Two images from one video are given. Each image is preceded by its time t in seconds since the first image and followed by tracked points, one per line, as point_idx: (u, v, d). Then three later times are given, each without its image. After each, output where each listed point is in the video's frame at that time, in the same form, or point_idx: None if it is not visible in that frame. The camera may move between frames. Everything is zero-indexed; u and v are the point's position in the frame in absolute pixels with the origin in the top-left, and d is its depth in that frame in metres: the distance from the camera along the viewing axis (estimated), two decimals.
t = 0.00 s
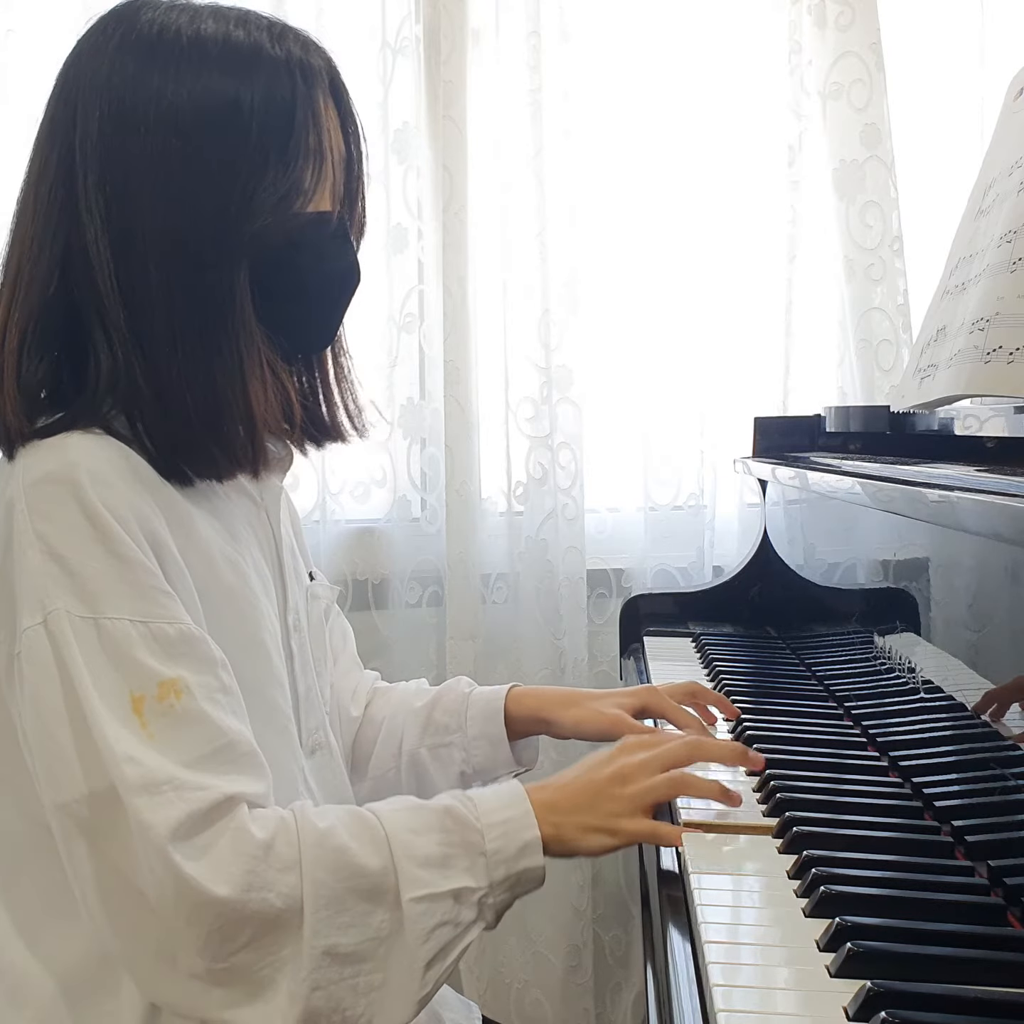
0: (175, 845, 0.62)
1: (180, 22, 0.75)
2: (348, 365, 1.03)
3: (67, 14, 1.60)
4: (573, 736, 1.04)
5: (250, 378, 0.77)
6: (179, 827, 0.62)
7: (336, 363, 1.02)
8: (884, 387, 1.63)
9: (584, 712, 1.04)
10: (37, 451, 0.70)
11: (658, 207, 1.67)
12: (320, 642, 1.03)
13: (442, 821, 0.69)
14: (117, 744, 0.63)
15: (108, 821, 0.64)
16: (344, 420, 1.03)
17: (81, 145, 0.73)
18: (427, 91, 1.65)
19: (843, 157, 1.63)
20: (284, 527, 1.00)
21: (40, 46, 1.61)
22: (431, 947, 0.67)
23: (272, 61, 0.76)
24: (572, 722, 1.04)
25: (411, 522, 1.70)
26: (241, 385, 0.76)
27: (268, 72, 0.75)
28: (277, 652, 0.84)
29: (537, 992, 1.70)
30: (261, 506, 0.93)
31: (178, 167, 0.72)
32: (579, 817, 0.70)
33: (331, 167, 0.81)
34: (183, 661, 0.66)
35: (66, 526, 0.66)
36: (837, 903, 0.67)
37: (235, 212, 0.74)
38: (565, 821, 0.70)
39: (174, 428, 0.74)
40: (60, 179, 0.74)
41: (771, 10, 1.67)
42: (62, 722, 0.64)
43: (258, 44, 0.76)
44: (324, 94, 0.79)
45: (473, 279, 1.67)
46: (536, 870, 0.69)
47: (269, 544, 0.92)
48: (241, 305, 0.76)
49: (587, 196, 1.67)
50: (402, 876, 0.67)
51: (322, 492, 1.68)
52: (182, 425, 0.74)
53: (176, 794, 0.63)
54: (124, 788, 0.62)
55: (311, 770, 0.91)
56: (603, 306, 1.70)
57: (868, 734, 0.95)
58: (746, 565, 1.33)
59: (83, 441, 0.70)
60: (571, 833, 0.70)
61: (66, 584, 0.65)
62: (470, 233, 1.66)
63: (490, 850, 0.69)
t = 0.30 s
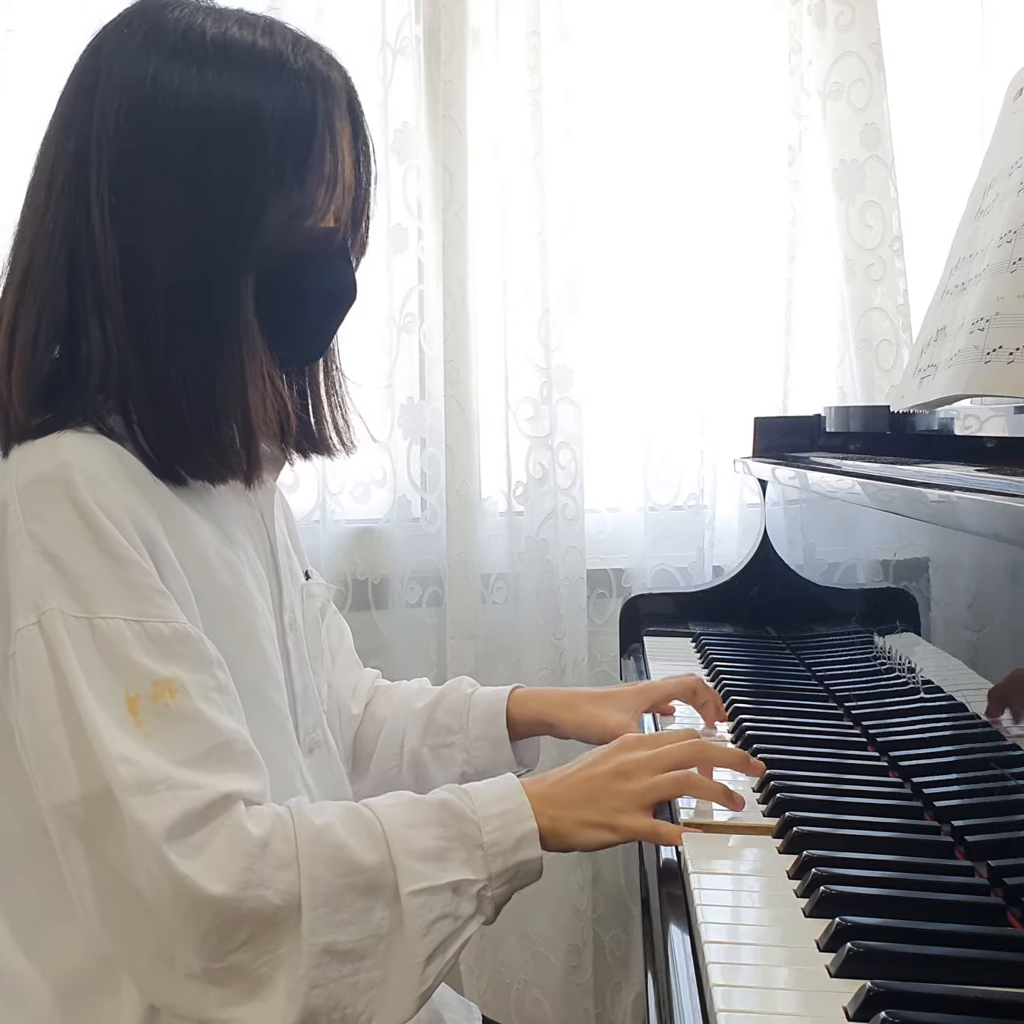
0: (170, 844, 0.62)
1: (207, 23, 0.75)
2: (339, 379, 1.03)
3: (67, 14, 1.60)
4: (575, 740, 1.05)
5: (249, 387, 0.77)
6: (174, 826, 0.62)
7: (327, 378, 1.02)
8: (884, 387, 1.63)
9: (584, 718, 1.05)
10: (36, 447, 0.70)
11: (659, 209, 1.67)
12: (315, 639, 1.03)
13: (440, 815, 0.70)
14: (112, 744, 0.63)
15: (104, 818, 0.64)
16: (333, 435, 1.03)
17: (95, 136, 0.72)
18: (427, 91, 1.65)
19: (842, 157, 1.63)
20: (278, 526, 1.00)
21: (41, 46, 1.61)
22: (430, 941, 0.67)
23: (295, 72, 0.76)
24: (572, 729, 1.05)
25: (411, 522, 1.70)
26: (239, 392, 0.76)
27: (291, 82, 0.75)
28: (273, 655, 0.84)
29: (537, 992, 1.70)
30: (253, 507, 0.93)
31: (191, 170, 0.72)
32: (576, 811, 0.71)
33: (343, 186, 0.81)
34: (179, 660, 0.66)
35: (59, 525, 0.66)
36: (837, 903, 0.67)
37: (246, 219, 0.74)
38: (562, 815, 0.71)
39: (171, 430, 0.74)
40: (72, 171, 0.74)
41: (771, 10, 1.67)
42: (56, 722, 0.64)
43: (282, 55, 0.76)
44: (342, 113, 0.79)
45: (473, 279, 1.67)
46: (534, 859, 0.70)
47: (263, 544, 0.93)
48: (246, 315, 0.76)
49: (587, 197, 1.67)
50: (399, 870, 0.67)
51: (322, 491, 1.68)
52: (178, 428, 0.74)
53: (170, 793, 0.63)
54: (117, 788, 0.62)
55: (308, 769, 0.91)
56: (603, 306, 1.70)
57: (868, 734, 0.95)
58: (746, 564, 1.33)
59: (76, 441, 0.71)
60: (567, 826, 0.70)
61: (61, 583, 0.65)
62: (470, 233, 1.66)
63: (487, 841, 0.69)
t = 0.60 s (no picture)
0: (167, 846, 0.62)
1: (216, 28, 0.76)
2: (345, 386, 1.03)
3: (67, 14, 1.60)
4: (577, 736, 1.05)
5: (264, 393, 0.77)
6: (173, 826, 0.62)
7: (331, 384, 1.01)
8: (884, 387, 1.63)
9: (586, 713, 1.05)
10: (38, 448, 0.70)
11: (660, 210, 1.67)
12: (314, 641, 1.03)
13: (440, 821, 0.70)
14: (110, 744, 0.63)
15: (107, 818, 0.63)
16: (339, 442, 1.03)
17: (103, 138, 0.72)
18: (427, 91, 1.65)
19: (843, 157, 1.63)
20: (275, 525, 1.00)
21: (41, 46, 1.61)
22: (428, 949, 0.67)
23: (303, 79, 0.76)
24: (575, 723, 1.05)
25: (411, 522, 1.70)
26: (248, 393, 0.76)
27: (299, 89, 0.76)
28: (272, 656, 0.84)
29: (537, 992, 1.70)
30: (253, 508, 0.93)
31: (199, 175, 0.72)
32: (576, 819, 0.72)
33: (352, 194, 0.81)
34: (176, 660, 0.66)
35: (56, 526, 0.66)
36: (837, 903, 0.67)
37: (254, 225, 0.74)
38: (563, 823, 0.71)
39: (177, 430, 0.74)
40: (78, 171, 0.74)
41: (771, 10, 1.67)
42: (54, 722, 0.64)
43: (291, 61, 0.76)
44: (350, 120, 0.79)
45: (473, 279, 1.67)
46: (533, 871, 0.69)
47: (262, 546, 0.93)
48: (256, 322, 0.76)
49: (588, 197, 1.67)
50: (399, 875, 0.67)
51: (322, 492, 1.68)
52: (182, 431, 0.74)
53: (167, 794, 0.63)
54: (113, 788, 0.62)
55: (308, 770, 0.91)
56: (604, 306, 1.70)
57: (868, 734, 0.95)
58: (746, 565, 1.33)
59: (75, 442, 0.71)
60: (568, 835, 0.71)
61: (58, 584, 0.65)
62: (470, 233, 1.66)
63: (488, 851, 0.69)
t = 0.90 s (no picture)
0: (117, 871, 0.60)
1: (214, 30, 0.76)
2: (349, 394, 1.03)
3: (67, 14, 1.60)
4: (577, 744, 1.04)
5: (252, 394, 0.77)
6: (122, 851, 0.60)
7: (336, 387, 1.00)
8: (884, 387, 1.63)
9: (587, 723, 1.03)
10: (27, 453, 0.70)
11: (659, 211, 1.67)
12: (316, 648, 1.01)
13: (421, 853, 0.65)
14: (79, 758, 0.62)
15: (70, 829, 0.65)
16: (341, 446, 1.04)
17: (98, 141, 0.73)
18: (427, 91, 1.65)
19: (843, 157, 1.63)
20: (279, 531, 1.00)
21: (41, 46, 1.61)
22: (397, 990, 0.62)
23: (297, 79, 0.76)
24: (574, 733, 1.03)
25: (411, 522, 1.70)
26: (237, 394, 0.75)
27: (293, 88, 0.75)
28: (268, 662, 0.84)
29: (537, 992, 1.70)
30: (254, 515, 0.92)
31: (193, 176, 0.72)
32: (580, 858, 0.64)
33: (349, 195, 0.81)
34: (158, 673, 0.65)
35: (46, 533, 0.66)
36: (837, 903, 0.67)
37: (248, 226, 0.74)
38: (563, 860, 0.64)
39: (167, 431, 0.73)
40: (74, 173, 0.74)
41: (771, 10, 1.67)
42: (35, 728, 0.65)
43: (286, 62, 0.76)
44: (345, 119, 0.79)
45: (473, 279, 1.67)
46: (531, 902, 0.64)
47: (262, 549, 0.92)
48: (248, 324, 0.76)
49: (587, 197, 1.67)
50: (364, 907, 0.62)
51: (322, 491, 1.68)
52: (174, 433, 0.74)
53: (126, 815, 0.61)
54: (73, 804, 0.61)
55: (308, 776, 0.92)
56: (603, 306, 1.70)
57: (868, 734, 0.95)
58: (746, 565, 1.33)
59: (72, 447, 0.70)
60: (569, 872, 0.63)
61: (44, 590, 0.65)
62: (470, 233, 1.66)
63: (471, 885, 0.63)
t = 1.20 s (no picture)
0: (98, 874, 0.61)
1: (217, 17, 0.76)
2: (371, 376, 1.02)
3: (68, 15, 1.60)
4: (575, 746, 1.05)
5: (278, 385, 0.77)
6: (103, 856, 0.61)
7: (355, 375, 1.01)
8: (884, 387, 1.63)
9: (584, 725, 1.04)
10: (42, 446, 0.70)
11: (660, 209, 1.67)
12: (325, 639, 1.03)
13: (401, 860, 0.66)
14: (76, 755, 0.62)
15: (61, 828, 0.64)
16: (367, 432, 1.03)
17: (107, 132, 0.73)
18: (427, 91, 1.65)
19: (843, 157, 1.63)
20: (291, 525, 0.99)
21: (41, 47, 1.61)
22: (377, 994, 0.64)
23: (304, 62, 0.76)
24: (572, 736, 1.04)
25: (411, 522, 1.70)
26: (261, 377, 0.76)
27: (301, 72, 0.75)
28: (281, 655, 0.84)
29: (537, 992, 1.70)
30: (268, 508, 0.92)
31: (205, 164, 0.72)
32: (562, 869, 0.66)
33: (360, 178, 0.81)
34: (160, 671, 0.65)
35: (58, 527, 0.66)
36: (837, 903, 0.67)
37: (261, 212, 0.74)
38: (545, 871, 0.66)
39: (189, 418, 0.74)
40: (85, 166, 0.74)
41: (771, 10, 1.67)
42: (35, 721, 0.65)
43: (292, 45, 0.76)
44: (354, 101, 0.79)
45: (474, 279, 1.67)
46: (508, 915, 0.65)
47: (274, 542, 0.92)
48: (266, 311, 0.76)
49: (588, 196, 1.67)
50: (345, 914, 0.64)
51: (322, 492, 1.68)
52: (194, 421, 0.74)
53: (113, 817, 0.61)
54: (64, 803, 0.61)
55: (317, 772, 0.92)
56: (604, 305, 1.69)
57: (868, 734, 0.95)
58: (746, 565, 1.33)
59: (86, 441, 0.70)
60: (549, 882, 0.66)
61: (53, 583, 0.65)
62: (470, 233, 1.66)
63: (451, 894, 0.66)
